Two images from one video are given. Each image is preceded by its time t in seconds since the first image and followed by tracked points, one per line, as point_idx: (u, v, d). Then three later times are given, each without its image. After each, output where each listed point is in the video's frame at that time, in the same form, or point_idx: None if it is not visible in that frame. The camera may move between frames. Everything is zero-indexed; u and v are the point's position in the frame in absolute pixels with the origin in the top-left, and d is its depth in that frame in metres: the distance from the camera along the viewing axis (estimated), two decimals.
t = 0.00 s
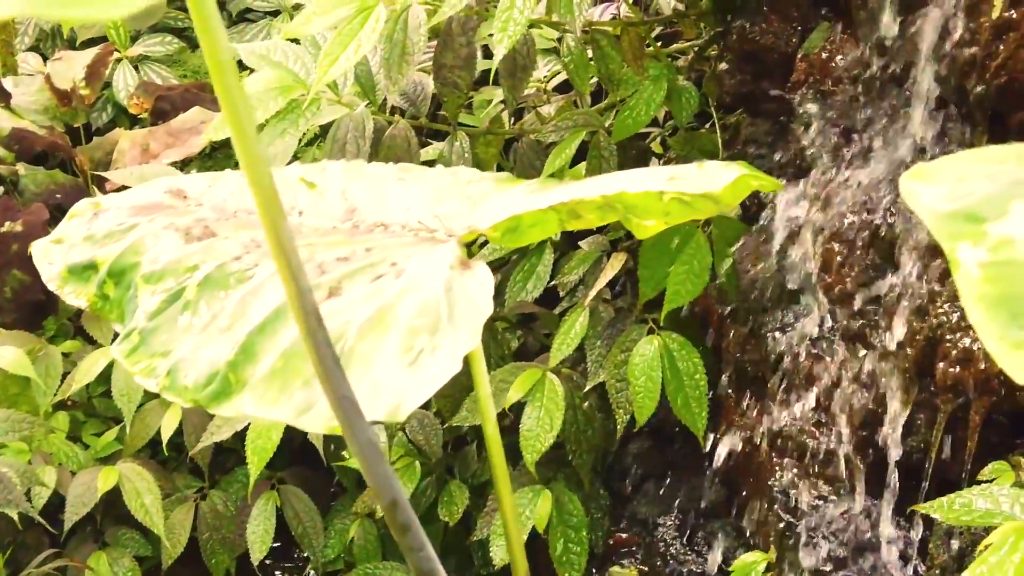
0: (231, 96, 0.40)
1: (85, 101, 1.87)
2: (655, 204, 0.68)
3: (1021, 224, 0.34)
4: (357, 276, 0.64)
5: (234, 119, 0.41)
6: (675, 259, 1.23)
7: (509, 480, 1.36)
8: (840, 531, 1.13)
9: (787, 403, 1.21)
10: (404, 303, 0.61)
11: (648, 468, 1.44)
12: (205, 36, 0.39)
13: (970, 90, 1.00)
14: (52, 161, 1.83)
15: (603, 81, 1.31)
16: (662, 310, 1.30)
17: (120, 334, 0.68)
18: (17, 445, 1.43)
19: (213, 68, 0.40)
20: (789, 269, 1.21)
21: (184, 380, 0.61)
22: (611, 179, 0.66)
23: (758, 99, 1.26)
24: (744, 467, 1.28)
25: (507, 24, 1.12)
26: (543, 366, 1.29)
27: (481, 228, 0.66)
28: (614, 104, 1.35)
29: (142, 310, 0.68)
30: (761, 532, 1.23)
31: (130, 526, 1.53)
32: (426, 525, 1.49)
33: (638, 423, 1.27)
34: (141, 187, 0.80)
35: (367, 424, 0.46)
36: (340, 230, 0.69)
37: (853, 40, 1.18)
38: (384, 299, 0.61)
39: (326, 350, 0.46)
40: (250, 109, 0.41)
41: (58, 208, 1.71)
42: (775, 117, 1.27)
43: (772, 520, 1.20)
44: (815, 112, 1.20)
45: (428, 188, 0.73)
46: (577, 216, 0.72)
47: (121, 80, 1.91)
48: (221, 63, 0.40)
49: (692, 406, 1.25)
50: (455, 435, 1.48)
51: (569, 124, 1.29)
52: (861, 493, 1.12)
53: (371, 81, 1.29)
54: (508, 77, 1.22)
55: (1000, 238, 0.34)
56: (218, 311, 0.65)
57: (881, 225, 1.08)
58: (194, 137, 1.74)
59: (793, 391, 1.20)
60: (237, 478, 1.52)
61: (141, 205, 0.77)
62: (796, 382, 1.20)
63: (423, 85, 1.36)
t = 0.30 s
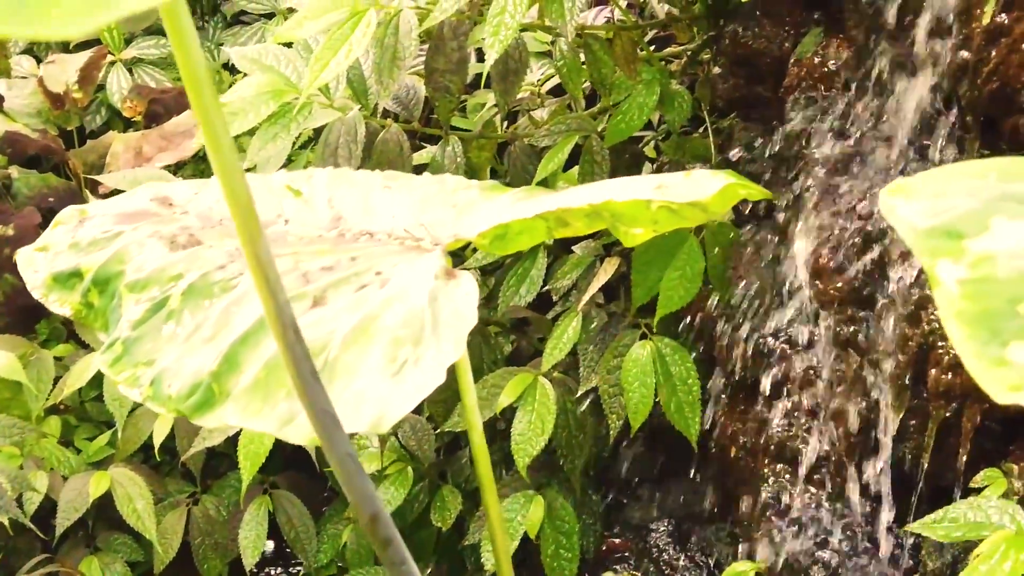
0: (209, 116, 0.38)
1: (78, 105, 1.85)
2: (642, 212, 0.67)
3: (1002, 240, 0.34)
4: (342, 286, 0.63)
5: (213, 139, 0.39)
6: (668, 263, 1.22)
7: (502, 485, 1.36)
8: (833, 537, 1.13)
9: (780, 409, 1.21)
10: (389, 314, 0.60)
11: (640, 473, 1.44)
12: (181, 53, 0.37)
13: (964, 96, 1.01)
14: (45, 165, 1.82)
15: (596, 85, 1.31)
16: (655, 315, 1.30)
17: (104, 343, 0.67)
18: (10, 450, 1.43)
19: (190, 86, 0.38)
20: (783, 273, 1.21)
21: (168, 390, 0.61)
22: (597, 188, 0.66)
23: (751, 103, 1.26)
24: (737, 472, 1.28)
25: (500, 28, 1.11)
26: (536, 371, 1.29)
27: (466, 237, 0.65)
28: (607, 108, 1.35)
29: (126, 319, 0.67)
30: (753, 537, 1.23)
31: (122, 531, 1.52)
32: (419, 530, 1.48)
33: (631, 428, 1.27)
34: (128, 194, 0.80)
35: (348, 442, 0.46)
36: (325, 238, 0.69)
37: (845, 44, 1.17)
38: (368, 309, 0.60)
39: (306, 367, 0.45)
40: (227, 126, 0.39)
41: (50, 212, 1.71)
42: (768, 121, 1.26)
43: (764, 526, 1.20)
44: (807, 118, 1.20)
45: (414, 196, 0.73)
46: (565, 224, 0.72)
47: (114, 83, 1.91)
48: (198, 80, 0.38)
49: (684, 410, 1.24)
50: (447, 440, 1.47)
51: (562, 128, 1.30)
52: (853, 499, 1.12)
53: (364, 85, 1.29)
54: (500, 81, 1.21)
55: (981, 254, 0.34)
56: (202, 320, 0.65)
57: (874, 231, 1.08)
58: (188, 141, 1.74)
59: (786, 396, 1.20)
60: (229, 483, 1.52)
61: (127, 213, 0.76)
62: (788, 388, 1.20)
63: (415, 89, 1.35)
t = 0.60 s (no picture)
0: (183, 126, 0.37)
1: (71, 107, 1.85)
2: (629, 220, 0.67)
3: (981, 256, 0.34)
4: (325, 295, 0.63)
5: (187, 149, 0.38)
6: (660, 268, 1.22)
7: (494, 489, 1.36)
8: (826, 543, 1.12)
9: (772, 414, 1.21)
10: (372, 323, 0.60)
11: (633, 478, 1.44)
12: (154, 62, 0.36)
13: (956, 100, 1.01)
14: (38, 167, 1.82)
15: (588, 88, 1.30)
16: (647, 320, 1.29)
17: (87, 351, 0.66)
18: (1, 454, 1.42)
19: (163, 95, 0.37)
20: (777, 278, 1.20)
21: (150, 399, 0.60)
22: (584, 196, 0.65)
23: (744, 107, 1.26)
24: (729, 477, 1.28)
25: (491, 32, 1.10)
26: (528, 375, 1.28)
27: (451, 245, 0.65)
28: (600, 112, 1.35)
29: (109, 328, 0.67)
30: (746, 543, 1.22)
31: (113, 535, 1.51)
32: (412, 535, 1.48)
33: (622, 433, 1.26)
34: (113, 201, 0.80)
35: (327, 455, 0.45)
36: (310, 246, 0.68)
37: (837, 49, 1.17)
38: (352, 318, 0.60)
39: (284, 380, 0.44)
40: (203, 137, 0.39)
41: (42, 215, 1.70)
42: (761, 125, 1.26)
43: (756, 532, 1.19)
44: (800, 124, 1.19)
45: (400, 203, 0.73)
46: (552, 232, 0.71)
47: (109, 85, 1.87)
48: (171, 89, 0.37)
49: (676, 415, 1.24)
50: (439, 445, 1.47)
51: (553, 132, 1.28)
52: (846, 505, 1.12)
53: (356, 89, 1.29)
54: (491, 85, 1.21)
55: (961, 270, 0.33)
56: (185, 329, 0.64)
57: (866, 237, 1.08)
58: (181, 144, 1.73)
59: (779, 402, 1.20)
60: (222, 487, 1.51)
61: (111, 219, 0.76)
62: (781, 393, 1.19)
63: (407, 92, 1.35)
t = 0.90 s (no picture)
0: (151, 135, 0.37)
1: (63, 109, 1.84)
2: (612, 226, 0.66)
3: (955, 269, 0.33)
4: (305, 302, 0.62)
5: (155, 159, 0.37)
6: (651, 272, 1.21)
7: (484, 493, 1.35)
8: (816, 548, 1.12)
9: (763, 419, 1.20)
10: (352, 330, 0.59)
11: (625, 482, 1.43)
12: (120, 70, 0.36)
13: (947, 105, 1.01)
14: (30, 170, 1.81)
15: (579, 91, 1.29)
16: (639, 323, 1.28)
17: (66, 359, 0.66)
18: None
19: (131, 105, 0.36)
20: (767, 282, 1.20)
21: (129, 408, 0.59)
22: (567, 202, 0.65)
23: (735, 110, 1.25)
24: (721, 482, 1.27)
25: (481, 35, 1.09)
26: (519, 380, 1.28)
27: (433, 251, 0.64)
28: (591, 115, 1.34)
29: (89, 334, 0.66)
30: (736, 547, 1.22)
31: (103, 539, 1.51)
32: (403, 539, 1.48)
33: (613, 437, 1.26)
34: (96, 206, 0.79)
35: (302, 467, 0.44)
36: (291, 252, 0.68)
37: (829, 52, 1.18)
38: (332, 325, 0.59)
39: (256, 391, 0.44)
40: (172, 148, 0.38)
41: (33, 217, 1.70)
42: (753, 128, 1.26)
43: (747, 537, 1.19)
44: (789, 126, 1.20)
45: (383, 209, 0.72)
46: (536, 238, 0.71)
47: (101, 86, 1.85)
48: (139, 98, 0.36)
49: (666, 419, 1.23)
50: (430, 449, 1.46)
51: (545, 136, 1.28)
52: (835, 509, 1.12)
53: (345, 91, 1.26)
54: (481, 88, 1.20)
55: (936, 283, 0.33)
56: (165, 336, 0.64)
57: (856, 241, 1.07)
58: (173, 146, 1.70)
59: (769, 407, 1.20)
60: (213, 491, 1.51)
61: (94, 225, 0.76)
62: (772, 397, 1.19)
63: (398, 94, 1.34)
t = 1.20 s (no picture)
0: (109, 140, 0.36)
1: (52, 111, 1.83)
2: (591, 231, 0.65)
3: (919, 279, 0.32)
4: (280, 308, 0.62)
5: (114, 165, 0.36)
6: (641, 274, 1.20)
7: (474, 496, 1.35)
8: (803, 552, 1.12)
9: (751, 423, 1.20)
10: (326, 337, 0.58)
11: (614, 486, 1.43)
12: (77, 74, 0.35)
13: (933, 106, 1.05)
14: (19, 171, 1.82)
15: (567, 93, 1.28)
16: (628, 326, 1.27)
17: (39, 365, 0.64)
18: None
19: (88, 111, 0.35)
20: (756, 285, 1.19)
21: (101, 415, 0.58)
22: (544, 207, 0.64)
23: (724, 112, 1.25)
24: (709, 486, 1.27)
25: (466, 36, 1.09)
26: (508, 383, 1.27)
27: (410, 257, 0.64)
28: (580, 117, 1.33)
29: (63, 340, 0.65)
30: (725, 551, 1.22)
31: (90, 543, 1.50)
32: (393, 542, 1.47)
33: (601, 440, 1.25)
34: (74, 212, 0.79)
35: (269, 477, 0.44)
36: (267, 257, 0.68)
37: (818, 54, 1.16)
38: (306, 332, 0.58)
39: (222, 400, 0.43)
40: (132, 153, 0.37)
41: (21, 218, 1.69)
42: (741, 130, 1.25)
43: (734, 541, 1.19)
44: (779, 129, 1.17)
45: (360, 215, 0.72)
46: (514, 242, 0.70)
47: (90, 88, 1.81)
48: (97, 103, 0.35)
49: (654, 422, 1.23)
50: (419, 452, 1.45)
51: (532, 137, 1.27)
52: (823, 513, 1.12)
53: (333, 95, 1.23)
54: (469, 89, 1.20)
55: (900, 294, 0.32)
56: (139, 342, 0.63)
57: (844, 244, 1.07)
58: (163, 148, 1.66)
59: (757, 411, 1.20)
60: (201, 494, 1.50)
61: (70, 230, 0.76)
62: (760, 401, 1.19)
63: (385, 96, 1.34)
